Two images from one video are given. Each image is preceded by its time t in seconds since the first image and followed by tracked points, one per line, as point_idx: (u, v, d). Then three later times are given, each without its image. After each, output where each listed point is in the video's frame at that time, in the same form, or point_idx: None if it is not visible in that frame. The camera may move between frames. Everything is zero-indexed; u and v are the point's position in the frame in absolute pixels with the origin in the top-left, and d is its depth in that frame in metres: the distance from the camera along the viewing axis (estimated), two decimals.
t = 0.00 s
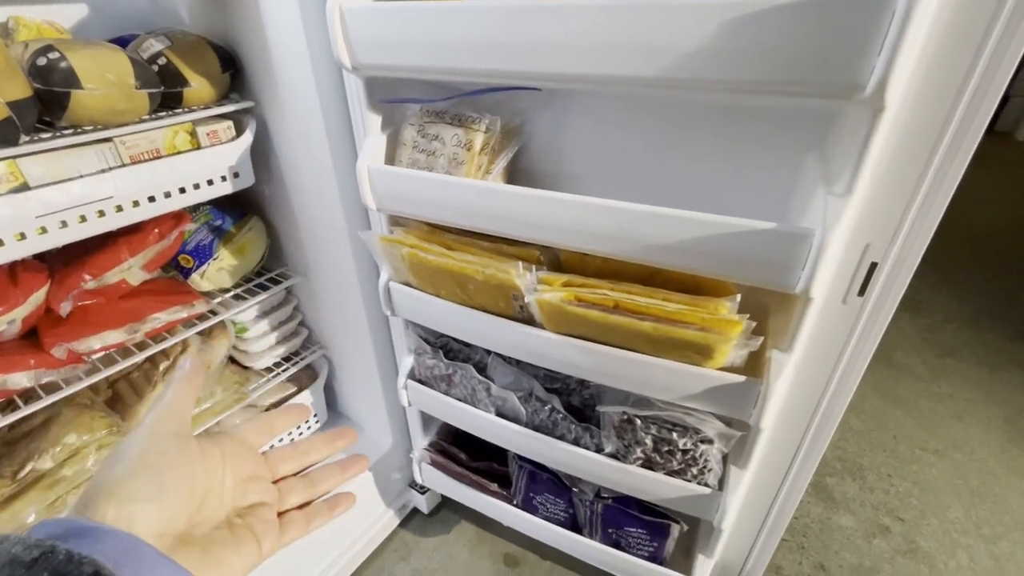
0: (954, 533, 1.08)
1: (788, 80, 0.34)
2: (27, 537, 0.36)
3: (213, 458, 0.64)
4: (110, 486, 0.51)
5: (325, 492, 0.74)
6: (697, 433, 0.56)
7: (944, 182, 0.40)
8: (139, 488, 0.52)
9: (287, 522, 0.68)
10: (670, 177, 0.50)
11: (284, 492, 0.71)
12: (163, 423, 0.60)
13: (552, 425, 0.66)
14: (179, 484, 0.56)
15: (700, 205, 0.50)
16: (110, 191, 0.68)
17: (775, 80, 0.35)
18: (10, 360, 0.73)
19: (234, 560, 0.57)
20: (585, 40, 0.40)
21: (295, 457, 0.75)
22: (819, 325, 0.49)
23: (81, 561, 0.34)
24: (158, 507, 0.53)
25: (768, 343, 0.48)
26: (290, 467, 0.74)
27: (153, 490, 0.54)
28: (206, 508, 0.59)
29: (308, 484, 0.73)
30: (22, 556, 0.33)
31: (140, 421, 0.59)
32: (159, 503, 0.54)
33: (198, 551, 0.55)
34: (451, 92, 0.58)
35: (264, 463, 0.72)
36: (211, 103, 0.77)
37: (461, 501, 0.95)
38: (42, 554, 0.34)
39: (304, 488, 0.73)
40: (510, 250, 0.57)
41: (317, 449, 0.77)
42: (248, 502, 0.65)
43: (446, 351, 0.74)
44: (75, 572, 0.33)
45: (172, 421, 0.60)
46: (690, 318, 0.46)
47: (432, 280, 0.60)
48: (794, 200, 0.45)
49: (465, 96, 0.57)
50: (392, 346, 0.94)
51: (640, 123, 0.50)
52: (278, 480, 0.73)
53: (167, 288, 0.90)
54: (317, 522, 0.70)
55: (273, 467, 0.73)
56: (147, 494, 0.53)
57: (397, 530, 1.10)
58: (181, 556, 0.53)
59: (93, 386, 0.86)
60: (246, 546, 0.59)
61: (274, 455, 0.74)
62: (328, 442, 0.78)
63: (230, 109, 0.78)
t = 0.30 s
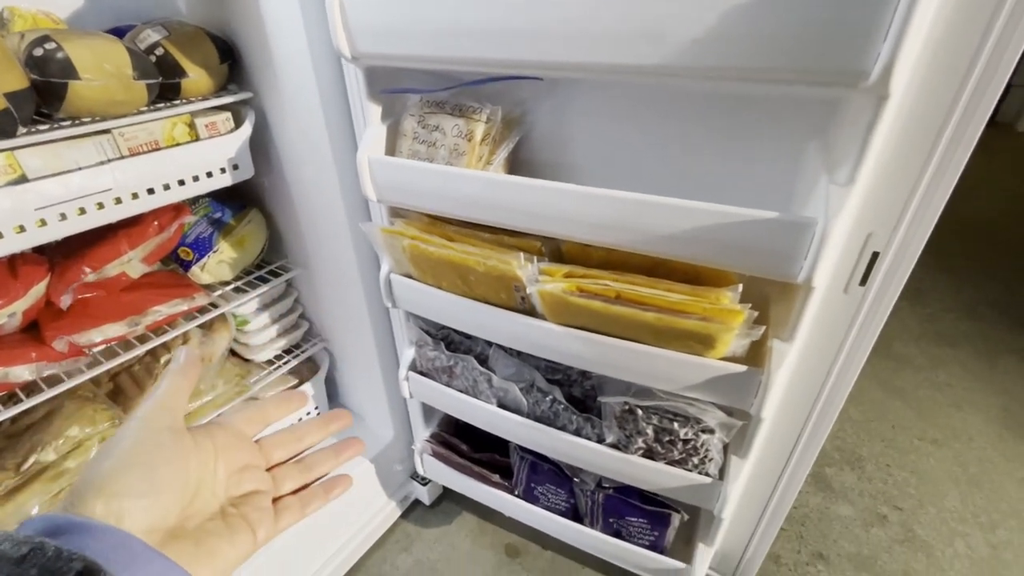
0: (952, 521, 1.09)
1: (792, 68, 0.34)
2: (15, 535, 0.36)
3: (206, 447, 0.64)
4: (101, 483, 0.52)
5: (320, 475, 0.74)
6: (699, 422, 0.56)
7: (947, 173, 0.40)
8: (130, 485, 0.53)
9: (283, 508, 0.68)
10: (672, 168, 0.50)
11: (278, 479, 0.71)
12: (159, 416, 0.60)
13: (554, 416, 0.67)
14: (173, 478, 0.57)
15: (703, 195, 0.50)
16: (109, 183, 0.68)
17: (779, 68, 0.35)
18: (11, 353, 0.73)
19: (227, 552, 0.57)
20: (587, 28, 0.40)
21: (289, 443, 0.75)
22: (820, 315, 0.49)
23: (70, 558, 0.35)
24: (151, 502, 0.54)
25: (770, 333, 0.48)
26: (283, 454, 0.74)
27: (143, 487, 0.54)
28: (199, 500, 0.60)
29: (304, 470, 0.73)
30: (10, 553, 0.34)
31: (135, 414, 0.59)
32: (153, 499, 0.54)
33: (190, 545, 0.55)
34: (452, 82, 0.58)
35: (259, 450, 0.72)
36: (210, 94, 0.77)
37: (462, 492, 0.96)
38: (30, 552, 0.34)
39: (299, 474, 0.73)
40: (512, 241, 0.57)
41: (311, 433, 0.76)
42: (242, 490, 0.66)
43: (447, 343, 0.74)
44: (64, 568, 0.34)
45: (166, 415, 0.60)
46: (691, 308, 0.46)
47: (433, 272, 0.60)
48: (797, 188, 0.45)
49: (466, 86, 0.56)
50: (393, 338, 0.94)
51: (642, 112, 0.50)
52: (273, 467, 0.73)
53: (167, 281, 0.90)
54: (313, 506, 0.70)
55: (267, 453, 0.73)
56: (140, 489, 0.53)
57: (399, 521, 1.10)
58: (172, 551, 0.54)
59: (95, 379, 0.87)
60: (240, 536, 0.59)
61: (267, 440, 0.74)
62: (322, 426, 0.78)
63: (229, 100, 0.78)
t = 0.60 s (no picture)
0: (948, 508, 1.10)
1: (793, 46, 0.34)
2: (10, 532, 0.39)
3: (195, 451, 0.64)
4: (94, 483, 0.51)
5: (306, 479, 0.75)
6: (697, 408, 0.56)
7: (947, 156, 0.40)
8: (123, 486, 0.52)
9: (270, 512, 0.68)
10: (671, 151, 0.50)
11: (266, 483, 0.71)
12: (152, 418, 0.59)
13: (552, 403, 0.67)
14: (164, 480, 0.57)
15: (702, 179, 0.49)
16: (102, 171, 0.67)
17: (779, 47, 0.34)
18: (5, 342, 0.72)
19: (216, 553, 0.57)
20: (585, 7, 0.39)
21: (278, 448, 0.75)
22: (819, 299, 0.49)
23: (63, 555, 0.37)
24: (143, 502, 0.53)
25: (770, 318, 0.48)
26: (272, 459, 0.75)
27: (135, 487, 0.53)
28: (188, 501, 0.60)
29: (291, 474, 0.74)
30: (4, 548, 0.36)
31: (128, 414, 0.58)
32: (144, 499, 0.54)
33: (180, 546, 0.55)
34: (448, 65, 0.57)
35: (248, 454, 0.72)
36: (204, 81, 0.76)
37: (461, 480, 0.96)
38: (25, 548, 0.36)
39: (286, 477, 0.73)
40: (509, 228, 0.56)
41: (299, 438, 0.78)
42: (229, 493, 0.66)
43: (445, 331, 0.74)
44: (55, 565, 0.36)
45: (158, 417, 0.59)
46: (690, 292, 0.46)
47: (431, 259, 0.59)
48: (797, 171, 0.45)
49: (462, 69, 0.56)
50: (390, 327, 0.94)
51: (640, 95, 0.49)
52: (260, 471, 0.73)
53: (163, 270, 0.89)
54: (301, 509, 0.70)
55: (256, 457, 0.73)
56: (133, 489, 0.53)
57: (399, 511, 1.11)
58: (163, 551, 0.54)
59: (91, 369, 0.86)
60: (228, 537, 0.59)
61: (256, 444, 0.74)
62: (309, 430, 0.79)
63: (223, 87, 0.77)
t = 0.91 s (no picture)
0: (942, 495, 1.10)
1: (788, 28, 0.33)
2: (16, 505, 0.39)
3: (203, 426, 0.63)
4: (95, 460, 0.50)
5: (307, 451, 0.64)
6: (691, 393, 0.57)
7: (940, 140, 0.40)
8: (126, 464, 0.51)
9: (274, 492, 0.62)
10: (667, 138, 0.50)
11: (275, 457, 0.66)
12: (155, 394, 0.59)
13: (548, 391, 0.67)
14: (168, 457, 0.56)
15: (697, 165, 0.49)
16: (96, 159, 0.66)
17: (774, 29, 0.34)
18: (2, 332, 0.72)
19: (220, 532, 0.57)
20: None
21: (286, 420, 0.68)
22: (814, 285, 0.49)
23: (68, 531, 0.38)
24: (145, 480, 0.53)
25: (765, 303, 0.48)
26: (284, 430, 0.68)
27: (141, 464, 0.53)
28: (195, 479, 0.59)
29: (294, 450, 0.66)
30: (9, 522, 0.37)
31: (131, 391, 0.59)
32: (149, 477, 0.53)
33: (184, 524, 0.55)
34: (442, 52, 0.57)
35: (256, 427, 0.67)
36: (198, 69, 0.75)
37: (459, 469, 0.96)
38: (29, 521, 0.37)
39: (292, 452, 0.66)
40: (504, 215, 0.56)
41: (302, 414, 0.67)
42: (236, 469, 0.64)
43: (442, 320, 0.74)
44: (59, 542, 0.37)
45: (163, 393, 0.59)
46: (684, 277, 0.46)
47: (427, 247, 0.59)
48: (793, 156, 0.45)
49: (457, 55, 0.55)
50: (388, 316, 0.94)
51: (637, 82, 0.49)
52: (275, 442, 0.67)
53: (159, 260, 0.89)
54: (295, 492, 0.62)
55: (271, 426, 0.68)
56: (134, 466, 0.52)
57: (398, 500, 1.11)
58: (167, 528, 0.54)
59: (88, 359, 0.86)
60: (234, 517, 0.59)
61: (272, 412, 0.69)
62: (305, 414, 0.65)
63: (217, 75, 0.76)
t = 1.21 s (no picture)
0: (937, 485, 1.11)
1: (785, 18, 0.33)
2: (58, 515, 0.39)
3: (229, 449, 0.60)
4: (133, 475, 0.51)
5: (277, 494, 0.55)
6: (688, 384, 0.57)
7: (937, 131, 0.40)
8: (159, 477, 0.52)
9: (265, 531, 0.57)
10: (664, 130, 0.50)
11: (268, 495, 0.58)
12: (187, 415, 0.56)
13: (546, 383, 0.67)
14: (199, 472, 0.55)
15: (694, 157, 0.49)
16: (91, 153, 0.66)
17: (771, 20, 0.34)
18: None
19: (234, 553, 0.53)
20: None
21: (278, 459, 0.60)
22: (810, 277, 0.49)
23: (110, 543, 0.38)
24: (180, 493, 0.53)
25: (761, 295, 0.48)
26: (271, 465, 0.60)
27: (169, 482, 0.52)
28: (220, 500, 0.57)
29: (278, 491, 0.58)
30: (54, 532, 0.37)
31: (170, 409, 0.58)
32: (178, 491, 0.53)
33: (203, 544, 0.52)
34: (438, 43, 0.56)
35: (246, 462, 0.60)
36: (192, 62, 0.75)
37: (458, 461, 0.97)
38: (73, 531, 0.38)
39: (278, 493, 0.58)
40: (501, 208, 0.56)
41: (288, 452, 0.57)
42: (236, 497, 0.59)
43: (440, 313, 0.74)
44: (101, 551, 0.37)
45: (199, 414, 0.56)
46: (680, 270, 0.46)
47: (424, 240, 0.59)
48: (790, 147, 0.45)
49: (452, 47, 0.55)
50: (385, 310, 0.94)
51: (634, 73, 0.49)
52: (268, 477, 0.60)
53: (156, 255, 0.88)
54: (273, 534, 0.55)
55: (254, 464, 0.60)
56: (166, 483, 0.52)
57: (397, 493, 1.12)
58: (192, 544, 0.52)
59: (86, 354, 0.86)
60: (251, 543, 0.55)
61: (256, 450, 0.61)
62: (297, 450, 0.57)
63: (211, 68, 0.76)
